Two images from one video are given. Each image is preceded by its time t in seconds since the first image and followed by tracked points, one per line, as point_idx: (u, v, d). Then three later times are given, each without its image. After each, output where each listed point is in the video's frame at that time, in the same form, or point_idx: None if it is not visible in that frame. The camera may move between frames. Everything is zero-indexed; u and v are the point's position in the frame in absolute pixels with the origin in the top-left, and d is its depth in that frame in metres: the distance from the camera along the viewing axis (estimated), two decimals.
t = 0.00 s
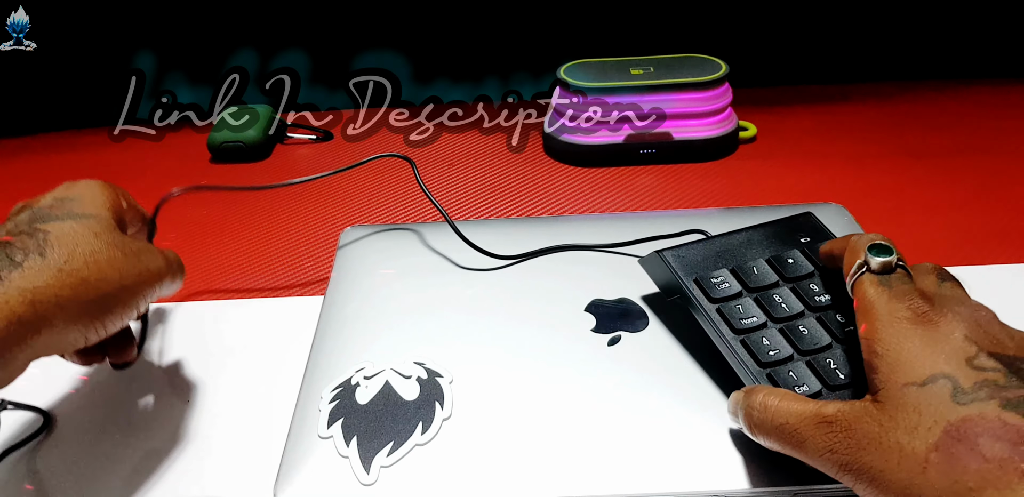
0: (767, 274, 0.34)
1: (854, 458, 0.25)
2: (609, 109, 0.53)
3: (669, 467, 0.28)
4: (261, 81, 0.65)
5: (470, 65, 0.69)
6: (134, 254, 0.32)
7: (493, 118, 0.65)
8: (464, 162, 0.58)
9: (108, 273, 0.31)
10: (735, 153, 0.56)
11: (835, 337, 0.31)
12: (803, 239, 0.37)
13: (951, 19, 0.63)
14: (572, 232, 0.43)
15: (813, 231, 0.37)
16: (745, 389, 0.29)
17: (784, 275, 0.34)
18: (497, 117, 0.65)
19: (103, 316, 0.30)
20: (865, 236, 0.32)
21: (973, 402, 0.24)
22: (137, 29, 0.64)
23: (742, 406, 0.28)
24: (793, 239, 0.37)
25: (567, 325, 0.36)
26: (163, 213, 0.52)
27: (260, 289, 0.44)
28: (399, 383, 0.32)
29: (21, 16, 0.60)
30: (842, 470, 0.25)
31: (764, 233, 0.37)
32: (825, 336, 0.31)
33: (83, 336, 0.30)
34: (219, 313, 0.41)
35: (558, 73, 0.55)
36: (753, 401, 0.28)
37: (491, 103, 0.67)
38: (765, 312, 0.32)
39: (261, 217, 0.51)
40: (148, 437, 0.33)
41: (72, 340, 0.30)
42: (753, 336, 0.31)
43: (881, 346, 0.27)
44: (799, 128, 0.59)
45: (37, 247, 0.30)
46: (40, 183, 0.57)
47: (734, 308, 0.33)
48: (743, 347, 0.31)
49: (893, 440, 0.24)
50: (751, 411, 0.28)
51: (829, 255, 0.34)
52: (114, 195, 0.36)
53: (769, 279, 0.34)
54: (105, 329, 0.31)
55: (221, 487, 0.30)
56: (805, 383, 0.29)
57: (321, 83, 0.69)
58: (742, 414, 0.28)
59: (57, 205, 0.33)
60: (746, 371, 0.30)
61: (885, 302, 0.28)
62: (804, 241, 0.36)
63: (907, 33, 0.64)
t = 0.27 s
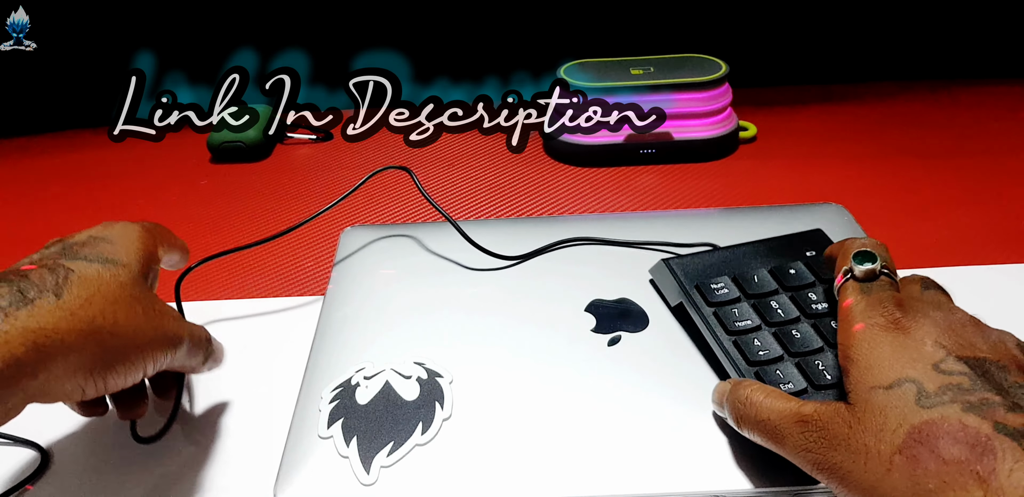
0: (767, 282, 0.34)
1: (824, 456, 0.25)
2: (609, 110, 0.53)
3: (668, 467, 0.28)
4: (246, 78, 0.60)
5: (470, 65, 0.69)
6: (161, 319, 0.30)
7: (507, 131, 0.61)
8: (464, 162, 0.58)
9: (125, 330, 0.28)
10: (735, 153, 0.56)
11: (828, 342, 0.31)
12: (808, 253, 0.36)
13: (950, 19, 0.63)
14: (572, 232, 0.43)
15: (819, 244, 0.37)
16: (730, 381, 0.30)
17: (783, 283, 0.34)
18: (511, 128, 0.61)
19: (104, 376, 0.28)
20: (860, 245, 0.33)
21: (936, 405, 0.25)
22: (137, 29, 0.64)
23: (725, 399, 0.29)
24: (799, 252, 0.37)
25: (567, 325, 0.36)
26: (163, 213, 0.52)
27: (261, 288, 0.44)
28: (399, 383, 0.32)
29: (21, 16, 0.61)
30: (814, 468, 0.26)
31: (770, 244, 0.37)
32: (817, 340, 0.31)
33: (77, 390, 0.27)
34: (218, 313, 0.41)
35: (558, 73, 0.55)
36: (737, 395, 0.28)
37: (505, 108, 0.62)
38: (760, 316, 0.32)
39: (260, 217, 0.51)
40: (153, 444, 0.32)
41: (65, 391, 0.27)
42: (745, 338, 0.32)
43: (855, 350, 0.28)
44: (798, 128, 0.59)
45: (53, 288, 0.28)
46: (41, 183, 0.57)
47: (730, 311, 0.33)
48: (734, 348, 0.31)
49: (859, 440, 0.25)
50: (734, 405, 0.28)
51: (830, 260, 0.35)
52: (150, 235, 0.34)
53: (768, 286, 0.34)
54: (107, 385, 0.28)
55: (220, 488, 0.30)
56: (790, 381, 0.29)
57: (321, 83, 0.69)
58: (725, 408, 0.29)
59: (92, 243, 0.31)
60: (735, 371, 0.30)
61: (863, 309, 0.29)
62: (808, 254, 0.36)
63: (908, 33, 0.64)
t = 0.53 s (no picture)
0: (766, 284, 0.34)
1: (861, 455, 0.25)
2: (610, 110, 0.52)
3: (668, 468, 0.28)
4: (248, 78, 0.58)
5: (470, 65, 0.69)
6: (1, 339, 0.30)
7: (508, 131, 0.58)
8: (464, 162, 0.58)
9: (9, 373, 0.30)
10: (735, 153, 0.56)
11: (826, 344, 0.31)
12: (808, 257, 0.36)
13: (950, 19, 0.63)
14: (572, 232, 0.43)
15: (818, 248, 0.37)
16: (730, 376, 0.28)
17: (783, 286, 0.34)
18: (514, 130, 0.58)
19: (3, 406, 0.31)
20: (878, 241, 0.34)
21: (976, 403, 0.26)
22: (137, 29, 0.64)
23: (732, 397, 0.28)
24: (797, 255, 0.37)
25: (567, 325, 0.36)
26: (163, 213, 0.52)
27: (261, 288, 0.44)
28: (399, 383, 0.32)
29: (21, 16, 0.61)
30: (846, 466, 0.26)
31: (770, 247, 0.37)
32: (816, 341, 0.31)
33: None
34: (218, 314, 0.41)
35: (558, 73, 0.55)
36: (749, 392, 0.27)
37: (506, 108, 0.59)
38: (759, 318, 0.32)
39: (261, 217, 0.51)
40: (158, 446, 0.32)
41: None
42: (744, 338, 0.32)
43: (888, 344, 0.28)
44: (798, 128, 0.59)
45: None
46: (41, 183, 0.57)
47: (729, 312, 0.33)
48: (734, 347, 0.31)
49: (900, 437, 0.25)
50: (749, 403, 0.27)
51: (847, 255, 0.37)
52: (89, 254, 0.34)
53: (767, 288, 0.34)
54: None
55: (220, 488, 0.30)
56: (790, 381, 0.29)
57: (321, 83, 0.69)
58: (734, 405, 0.27)
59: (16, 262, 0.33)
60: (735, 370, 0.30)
61: (893, 306, 0.30)
62: (807, 258, 0.36)
63: (907, 33, 0.64)
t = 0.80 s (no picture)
0: (766, 283, 0.34)
1: (924, 397, 0.24)
2: (610, 110, 0.52)
3: (668, 468, 0.28)
4: (247, 78, 0.58)
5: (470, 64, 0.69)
6: None
7: (508, 131, 0.58)
8: (464, 162, 0.58)
9: None
10: (735, 152, 0.56)
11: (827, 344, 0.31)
12: (808, 256, 0.36)
13: (949, 19, 0.63)
14: (572, 232, 0.43)
15: (818, 247, 0.37)
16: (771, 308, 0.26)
17: (783, 286, 0.34)
18: (514, 130, 0.57)
19: None
20: (934, 181, 0.34)
21: None
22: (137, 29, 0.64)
23: (776, 329, 0.25)
24: (797, 255, 0.37)
25: (567, 325, 0.36)
26: (163, 213, 0.52)
27: (261, 288, 0.44)
28: (399, 383, 0.32)
29: (21, 16, 0.61)
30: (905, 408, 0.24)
31: (770, 247, 0.37)
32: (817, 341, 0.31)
33: None
34: (218, 314, 0.41)
35: (558, 73, 0.55)
36: (796, 324, 0.25)
37: (507, 108, 0.58)
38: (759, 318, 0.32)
39: (261, 217, 0.51)
40: (162, 448, 0.32)
41: None
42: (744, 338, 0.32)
43: (957, 279, 0.27)
44: (799, 128, 0.59)
45: None
46: (41, 183, 0.57)
47: (729, 313, 0.33)
48: (734, 348, 0.31)
49: (969, 380, 0.23)
50: (796, 337, 0.25)
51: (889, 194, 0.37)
52: None
53: (767, 289, 0.34)
54: None
55: (219, 488, 0.30)
56: (789, 381, 0.29)
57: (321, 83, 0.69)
58: (778, 339, 0.25)
59: None
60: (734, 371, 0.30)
61: (961, 242, 0.29)
62: (807, 258, 0.36)
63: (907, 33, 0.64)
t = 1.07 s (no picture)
0: (766, 284, 0.34)
1: (925, 403, 0.24)
2: (610, 110, 0.52)
3: (669, 467, 0.28)
4: (247, 78, 0.58)
5: (470, 64, 0.69)
6: None
7: (508, 131, 0.58)
8: (464, 162, 0.58)
9: None
10: (735, 152, 0.56)
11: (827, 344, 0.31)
12: (808, 256, 0.36)
13: (949, 18, 0.63)
14: (572, 231, 0.43)
15: (818, 247, 0.37)
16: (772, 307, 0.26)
17: (783, 286, 0.34)
18: (514, 130, 0.57)
19: None
20: (929, 170, 0.32)
21: None
22: (136, 28, 0.64)
23: (779, 329, 0.25)
24: (797, 255, 0.37)
25: (567, 325, 0.36)
26: (163, 213, 0.52)
27: (262, 288, 0.43)
28: (399, 383, 0.32)
29: (21, 16, 0.61)
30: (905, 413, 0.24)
31: (770, 247, 0.37)
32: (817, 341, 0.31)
33: None
34: (218, 314, 0.41)
35: (558, 73, 0.55)
36: (799, 325, 0.25)
37: (507, 108, 0.58)
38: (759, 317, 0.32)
39: (262, 217, 0.51)
40: (161, 448, 0.32)
41: None
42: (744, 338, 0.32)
43: (961, 278, 0.26)
44: (799, 127, 0.59)
45: None
46: (41, 183, 0.57)
47: (729, 313, 0.33)
48: (734, 348, 0.31)
49: (971, 386, 0.23)
50: (799, 337, 0.25)
51: (876, 187, 0.35)
52: None
53: (767, 288, 0.34)
54: None
55: (219, 488, 0.30)
56: (790, 381, 0.29)
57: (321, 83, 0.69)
58: (778, 339, 0.25)
59: None
60: (734, 370, 0.30)
61: (964, 238, 0.27)
62: (807, 258, 0.36)
63: (907, 33, 0.64)
